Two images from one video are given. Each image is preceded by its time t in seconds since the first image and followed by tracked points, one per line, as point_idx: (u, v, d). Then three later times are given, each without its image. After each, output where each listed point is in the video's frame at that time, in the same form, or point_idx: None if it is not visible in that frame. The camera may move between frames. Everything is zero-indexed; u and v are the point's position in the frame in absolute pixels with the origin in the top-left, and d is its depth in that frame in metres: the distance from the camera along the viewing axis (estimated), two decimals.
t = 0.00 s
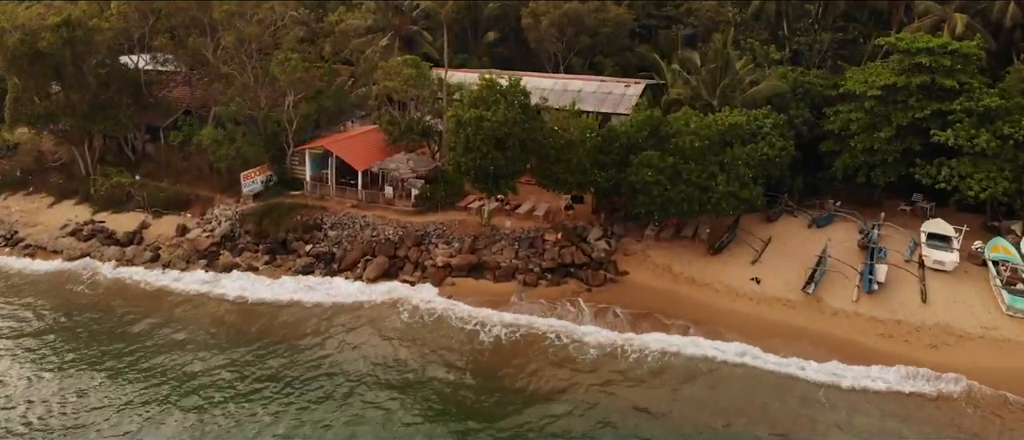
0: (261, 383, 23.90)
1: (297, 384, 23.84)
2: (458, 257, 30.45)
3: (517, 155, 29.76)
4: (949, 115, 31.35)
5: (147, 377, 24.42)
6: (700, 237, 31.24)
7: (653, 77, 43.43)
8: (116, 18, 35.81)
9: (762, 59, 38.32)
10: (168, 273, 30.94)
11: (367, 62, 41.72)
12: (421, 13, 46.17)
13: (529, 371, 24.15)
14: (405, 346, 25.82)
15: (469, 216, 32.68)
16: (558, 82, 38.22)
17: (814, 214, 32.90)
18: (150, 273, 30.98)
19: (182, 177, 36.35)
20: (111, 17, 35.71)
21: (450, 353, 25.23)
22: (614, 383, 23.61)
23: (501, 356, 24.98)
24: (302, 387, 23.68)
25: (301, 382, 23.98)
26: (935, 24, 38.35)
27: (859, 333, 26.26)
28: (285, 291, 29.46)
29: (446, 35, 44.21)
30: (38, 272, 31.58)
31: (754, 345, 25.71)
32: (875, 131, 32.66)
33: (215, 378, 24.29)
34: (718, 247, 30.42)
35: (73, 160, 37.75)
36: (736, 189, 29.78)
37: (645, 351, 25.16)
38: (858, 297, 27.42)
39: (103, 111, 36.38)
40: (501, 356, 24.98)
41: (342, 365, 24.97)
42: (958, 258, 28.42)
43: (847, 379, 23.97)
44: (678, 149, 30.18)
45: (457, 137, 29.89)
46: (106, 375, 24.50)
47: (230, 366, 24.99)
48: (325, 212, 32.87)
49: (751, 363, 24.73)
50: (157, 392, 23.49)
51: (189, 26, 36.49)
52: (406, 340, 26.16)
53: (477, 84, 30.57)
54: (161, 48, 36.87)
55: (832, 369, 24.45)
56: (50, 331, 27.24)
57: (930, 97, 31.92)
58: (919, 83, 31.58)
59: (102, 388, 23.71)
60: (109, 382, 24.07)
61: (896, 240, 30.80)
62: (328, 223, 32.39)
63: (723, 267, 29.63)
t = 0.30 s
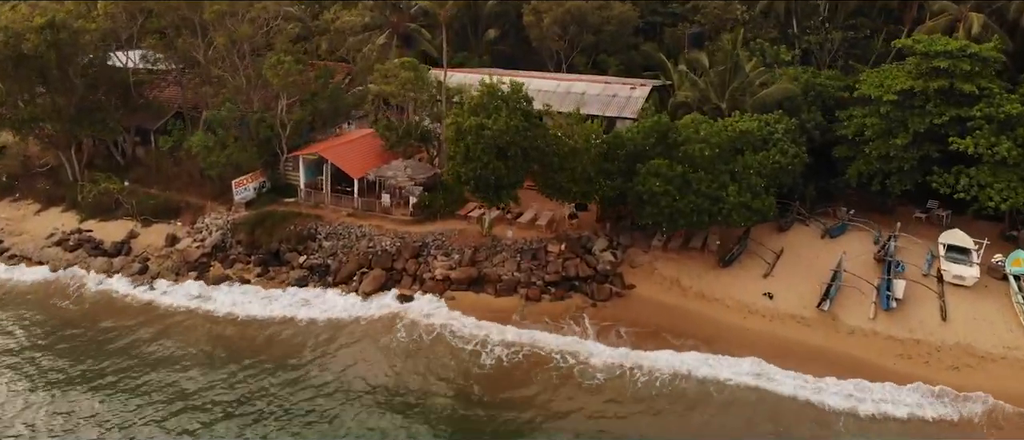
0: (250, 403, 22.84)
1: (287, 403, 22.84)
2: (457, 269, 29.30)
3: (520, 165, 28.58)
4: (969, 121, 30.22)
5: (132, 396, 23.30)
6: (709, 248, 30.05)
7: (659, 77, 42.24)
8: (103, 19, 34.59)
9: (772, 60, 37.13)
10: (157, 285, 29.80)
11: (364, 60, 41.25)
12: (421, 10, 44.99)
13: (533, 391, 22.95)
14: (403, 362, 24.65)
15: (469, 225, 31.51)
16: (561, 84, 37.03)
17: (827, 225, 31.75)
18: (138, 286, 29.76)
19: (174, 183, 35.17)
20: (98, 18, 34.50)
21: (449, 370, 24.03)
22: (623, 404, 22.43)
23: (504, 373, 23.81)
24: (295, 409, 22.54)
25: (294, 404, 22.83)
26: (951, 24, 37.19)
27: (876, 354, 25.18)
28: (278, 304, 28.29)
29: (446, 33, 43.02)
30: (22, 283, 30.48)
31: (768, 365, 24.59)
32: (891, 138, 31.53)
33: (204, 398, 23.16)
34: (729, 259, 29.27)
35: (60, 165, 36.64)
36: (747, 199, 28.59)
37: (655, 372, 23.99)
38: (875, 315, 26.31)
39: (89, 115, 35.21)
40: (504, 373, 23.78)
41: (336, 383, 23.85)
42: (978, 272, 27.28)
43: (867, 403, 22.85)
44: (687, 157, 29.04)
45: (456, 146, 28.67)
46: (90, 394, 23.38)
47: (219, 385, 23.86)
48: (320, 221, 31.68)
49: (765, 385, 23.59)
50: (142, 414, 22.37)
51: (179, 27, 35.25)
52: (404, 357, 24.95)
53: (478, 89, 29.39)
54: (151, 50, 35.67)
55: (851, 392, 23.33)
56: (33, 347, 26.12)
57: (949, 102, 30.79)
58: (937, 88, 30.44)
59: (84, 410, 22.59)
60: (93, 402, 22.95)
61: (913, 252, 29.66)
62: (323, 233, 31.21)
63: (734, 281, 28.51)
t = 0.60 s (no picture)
0: (241, 425, 21.76)
1: (280, 425, 21.76)
2: (457, 283, 28.19)
3: (523, 175, 27.42)
4: (989, 127, 29.13)
5: (118, 416, 22.24)
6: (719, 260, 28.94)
7: (665, 76, 41.05)
8: (89, 19, 33.36)
9: (782, 60, 35.92)
10: (145, 298, 28.76)
11: (361, 59, 40.02)
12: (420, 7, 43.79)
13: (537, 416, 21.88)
14: (401, 380, 23.58)
15: (469, 234, 30.40)
16: (564, 85, 35.82)
17: (841, 236, 30.63)
18: (126, 300, 28.63)
19: (164, 189, 34.06)
20: (84, 19, 33.30)
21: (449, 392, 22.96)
22: (632, 430, 21.38)
23: (507, 396, 22.73)
24: (289, 432, 21.47)
25: (287, 425, 21.77)
26: (967, 23, 36.01)
27: (895, 376, 24.12)
28: (271, 317, 27.19)
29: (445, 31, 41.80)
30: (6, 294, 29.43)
31: (783, 388, 23.49)
32: (908, 144, 30.44)
33: (193, 419, 22.08)
34: (740, 273, 28.18)
35: (47, 170, 35.55)
36: (759, 209, 27.47)
37: (665, 397, 22.91)
38: (892, 335, 25.25)
39: (76, 119, 34.07)
40: (506, 396, 22.70)
41: (329, 404, 22.67)
42: (1000, 288, 26.16)
43: (888, 429, 21.79)
44: (697, 167, 27.94)
45: (455, 155, 27.49)
46: (74, 414, 22.32)
47: (210, 405, 22.78)
48: (314, 231, 30.54)
49: (781, 410, 22.51)
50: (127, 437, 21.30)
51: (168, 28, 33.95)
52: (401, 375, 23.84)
53: (479, 95, 28.22)
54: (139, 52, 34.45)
55: (871, 417, 22.27)
56: (16, 363, 25.06)
57: (968, 108, 29.72)
58: (956, 93, 29.33)
59: (67, 432, 21.51)
60: (76, 423, 21.88)
61: (930, 266, 28.57)
62: (318, 244, 30.09)
63: (745, 297, 27.44)
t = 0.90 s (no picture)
0: None
1: None
2: (456, 299, 27.12)
3: (526, 187, 26.30)
4: (1011, 136, 28.03)
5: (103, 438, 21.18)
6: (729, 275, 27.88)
7: (670, 77, 39.90)
8: (74, 21, 32.18)
9: (793, 62, 34.75)
10: (133, 313, 27.80)
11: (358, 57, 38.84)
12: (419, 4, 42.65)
13: None
14: (398, 405, 22.53)
15: (470, 246, 29.30)
16: (567, 88, 34.70)
17: (855, 248, 29.56)
18: (112, 315, 27.59)
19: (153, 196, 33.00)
20: (70, 21, 32.14)
21: (449, 420, 21.92)
22: None
23: (509, 424, 21.66)
24: None
25: None
26: (985, 24, 34.87)
27: (915, 400, 23.08)
28: (264, 334, 26.10)
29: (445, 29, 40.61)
30: None
31: (798, 414, 22.44)
32: (925, 153, 29.34)
33: None
34: (751, 289, 27.14)
35: (33, 176, 34.52)
36: (772, 223, 26.35)
37: (675, 426, 21.83)
38: (911, 357, 24.22)
39: (62, 123, 33.04)
40: (510, 425, 21.63)
41: (321, 428, 21.59)
42: (1022, 307, 25.05)
43: None
44: (708, 178, 26.90)
45: (455, 166, 26.33)
46: (57, 435, 21.28)
47: (200, 427, 21.72)
48: (308, 242, 29.47)
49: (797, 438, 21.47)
50: None
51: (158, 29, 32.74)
52: (397, 400, 22.75)
53: (480, 103, 27.08)
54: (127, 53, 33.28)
55: None
56: None
57: (988, 116, 28.65)
58: (977, 100, 28.21)
59: None
60: None
61: (949, 281, 27.49)
62: (312, 257, 29.01)
63: (756, 314, 26.41)
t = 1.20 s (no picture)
0: None
1: None
2: (456, 318, 26.04)
3: (528, 201, 25.20)
4: None
5: None
6: (739, 292, 26.80)
7: (677, 78, 38.75)
8: (57, 24, 31.00)
9: (804, 65, 33.61)
10: (119, 331, 26.87)
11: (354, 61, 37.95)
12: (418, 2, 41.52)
13: None
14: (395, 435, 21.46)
15: (471, 259, 28.19)
16: (571, 92, 33.53)
17: (870, 263, 28.48)
18: (98, 333, 26.58)
19: (143, 205, 31.99)
20: (54, 24, 31.03)
21: None
22: None
23: None
24: None
25: None
26: (1002, 25, 33.77)
27: (936, 428, 22.04)
28: (255, 355, 25.02)
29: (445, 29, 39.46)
30: None
31: None
32: (944, 163, 28.26)
33: None
34: (762, 307, 26.11)
35: (18, 184, 33.50)
36: (786, 238, 25.24)
37: None
38: (930, 382, 23.21)
39: (48, 129, 32.17)
40: None
41: None
42: None
43: None
44: (718, 192, 25.82)
45: (455, 180, 25.20)
46: None
47: None
48: (301, 256, 28.41)
49: None
50: None
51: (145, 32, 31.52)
52: (392, 431, 21.62)
53: (480, 112, 25.94)
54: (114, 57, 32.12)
55: None
56: None
57: (1010, 125, 27.55)
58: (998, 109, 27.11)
59: None
60: None
61: (968, 300, 26.42)
62: (307, 272, 27.94)
63: (769, 334, 25.40)
